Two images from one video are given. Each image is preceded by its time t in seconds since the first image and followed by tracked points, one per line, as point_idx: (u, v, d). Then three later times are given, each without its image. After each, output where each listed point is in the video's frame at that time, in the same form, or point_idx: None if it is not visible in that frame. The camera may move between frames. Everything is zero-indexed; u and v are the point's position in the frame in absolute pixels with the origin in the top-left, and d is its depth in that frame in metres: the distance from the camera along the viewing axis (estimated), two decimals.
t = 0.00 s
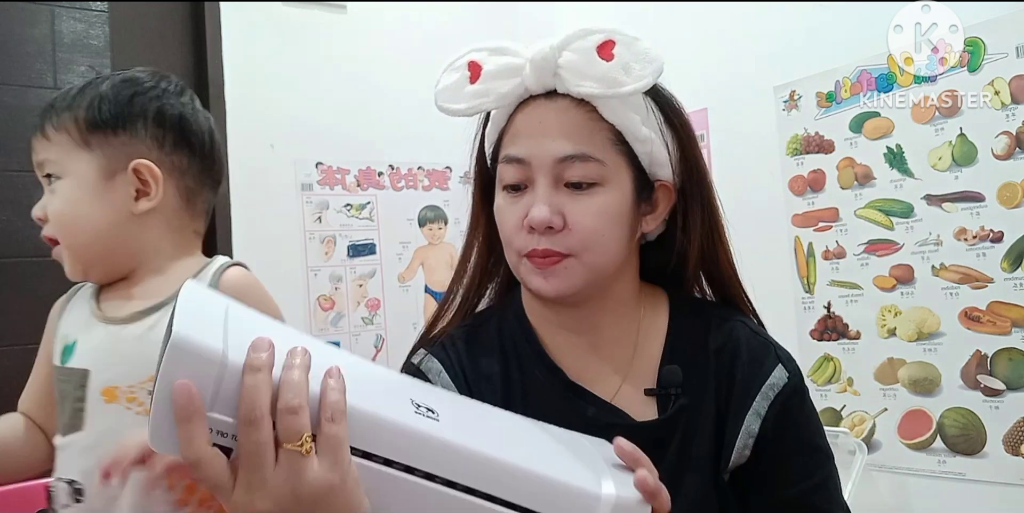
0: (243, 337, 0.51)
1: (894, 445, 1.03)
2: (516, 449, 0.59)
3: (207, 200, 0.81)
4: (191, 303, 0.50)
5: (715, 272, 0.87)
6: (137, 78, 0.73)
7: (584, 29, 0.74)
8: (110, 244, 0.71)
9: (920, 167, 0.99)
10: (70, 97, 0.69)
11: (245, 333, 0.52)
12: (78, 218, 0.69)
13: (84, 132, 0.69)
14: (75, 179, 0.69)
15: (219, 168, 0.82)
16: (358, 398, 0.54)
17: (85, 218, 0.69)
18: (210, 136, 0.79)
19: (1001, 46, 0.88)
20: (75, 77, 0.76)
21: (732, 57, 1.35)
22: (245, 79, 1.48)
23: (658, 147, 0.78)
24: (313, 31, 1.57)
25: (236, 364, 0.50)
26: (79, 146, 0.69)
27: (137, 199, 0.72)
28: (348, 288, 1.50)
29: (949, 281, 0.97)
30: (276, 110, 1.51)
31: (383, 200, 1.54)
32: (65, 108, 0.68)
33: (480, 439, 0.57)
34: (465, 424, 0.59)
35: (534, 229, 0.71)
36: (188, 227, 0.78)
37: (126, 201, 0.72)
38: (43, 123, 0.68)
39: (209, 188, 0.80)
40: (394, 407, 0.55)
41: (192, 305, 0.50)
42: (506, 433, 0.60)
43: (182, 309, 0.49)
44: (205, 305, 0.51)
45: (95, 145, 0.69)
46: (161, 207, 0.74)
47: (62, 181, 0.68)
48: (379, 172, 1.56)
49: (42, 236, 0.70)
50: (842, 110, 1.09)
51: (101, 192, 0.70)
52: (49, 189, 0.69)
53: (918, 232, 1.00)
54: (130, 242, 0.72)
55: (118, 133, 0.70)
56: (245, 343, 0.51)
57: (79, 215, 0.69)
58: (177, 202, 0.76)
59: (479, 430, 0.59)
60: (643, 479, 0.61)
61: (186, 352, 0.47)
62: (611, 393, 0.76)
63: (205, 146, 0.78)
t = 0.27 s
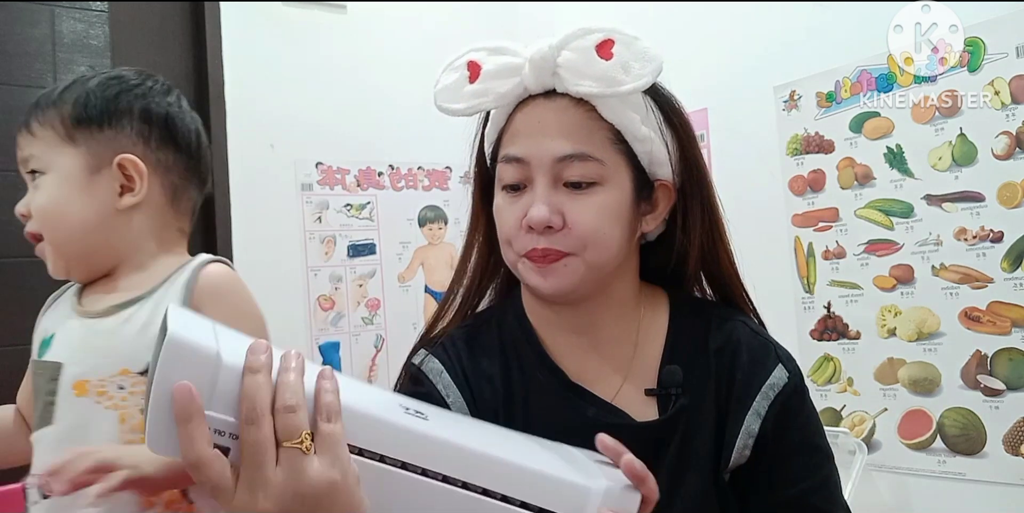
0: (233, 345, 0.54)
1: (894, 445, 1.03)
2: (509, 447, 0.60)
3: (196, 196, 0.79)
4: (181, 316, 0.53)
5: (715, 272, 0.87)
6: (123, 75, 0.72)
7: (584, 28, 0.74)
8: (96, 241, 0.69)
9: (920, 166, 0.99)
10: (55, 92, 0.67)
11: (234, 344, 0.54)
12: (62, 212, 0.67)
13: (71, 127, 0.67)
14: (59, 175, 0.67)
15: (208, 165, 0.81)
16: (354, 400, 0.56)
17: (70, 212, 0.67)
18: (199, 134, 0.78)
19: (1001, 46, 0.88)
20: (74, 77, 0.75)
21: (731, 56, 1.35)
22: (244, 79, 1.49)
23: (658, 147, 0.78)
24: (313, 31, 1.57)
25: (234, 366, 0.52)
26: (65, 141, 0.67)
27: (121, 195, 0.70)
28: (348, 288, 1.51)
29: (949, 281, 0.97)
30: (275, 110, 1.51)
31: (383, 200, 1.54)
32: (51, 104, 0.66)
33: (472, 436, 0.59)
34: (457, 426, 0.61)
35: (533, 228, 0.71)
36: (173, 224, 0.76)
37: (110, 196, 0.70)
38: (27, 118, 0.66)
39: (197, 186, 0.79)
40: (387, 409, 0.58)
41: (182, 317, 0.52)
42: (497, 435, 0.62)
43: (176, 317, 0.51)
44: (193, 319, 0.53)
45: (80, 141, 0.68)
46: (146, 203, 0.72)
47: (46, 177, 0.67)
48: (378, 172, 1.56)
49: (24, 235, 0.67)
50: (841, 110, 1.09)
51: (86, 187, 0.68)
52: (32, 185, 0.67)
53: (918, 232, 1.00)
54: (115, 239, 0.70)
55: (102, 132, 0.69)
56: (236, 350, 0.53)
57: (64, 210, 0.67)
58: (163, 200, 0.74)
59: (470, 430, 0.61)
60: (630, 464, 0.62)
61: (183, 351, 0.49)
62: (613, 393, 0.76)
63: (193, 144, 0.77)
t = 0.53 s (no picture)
0: (220, 350, 0.55)
1: (894, 445, 1.03)
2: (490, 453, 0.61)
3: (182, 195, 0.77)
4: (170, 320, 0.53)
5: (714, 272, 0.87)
6: (96, 72, 0.70)
7: (584, 27, 0.74)
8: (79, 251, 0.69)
9: (920, 166, 0.99)
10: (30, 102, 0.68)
11: (221, 348, 0.55)
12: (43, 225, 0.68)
13: (45, 138, 0.68)
14: (37, 188, 0.68)
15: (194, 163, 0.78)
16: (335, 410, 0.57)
17: (48, 225, 0.68)
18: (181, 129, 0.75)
19: (1001, 46, 0.88)
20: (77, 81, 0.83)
21: (731, 56, 1.35)
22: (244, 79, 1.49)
23: (658, 149, 0.78)
24: (313, 31, 1.57)
25: (218, 375, 0.52)
26: (41, 153, 0.68)
27: (104, 204, 0.69)
28: (348, 288, 1.50)
29: (949, 281, 0.97)
30: (276, 110, 1.51)
31: (383, 200, 1.54)
32: (24, 114, 0.68)
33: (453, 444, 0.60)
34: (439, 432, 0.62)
35: (531, 229, 0.72)
36: (157, 225, 0.74)
37: (92, 206, 0.69)
38: (6, 130, 0.68)
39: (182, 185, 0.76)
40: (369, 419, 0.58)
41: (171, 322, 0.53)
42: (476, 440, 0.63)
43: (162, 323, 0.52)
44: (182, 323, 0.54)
45: (56, 151, 0.68)
46: (130, 211, 0.71)
47: (26, 189, 0.68)
48: (378, 172, 1.56)
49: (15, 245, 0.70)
50: (841, 110, 1.09)
51: (65, 198, 0.68)
52: (15, 197, 0.69)
53: (918, 232, 1.00)
54: (98, 249, 0.70)
55: (78, 139, 0.68)
56: (222, 355, 0.54)
57: (42, 223, 0.67)
58: (145, 202, 0.72)
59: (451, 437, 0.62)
60: (616, 476, 0.63)
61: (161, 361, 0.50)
62: (610, 392, 0.76)
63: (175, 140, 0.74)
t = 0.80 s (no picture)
0: (237, 333, 0.49)
1: (894, 445, 1.03)
2: (514, 467, 0.55)
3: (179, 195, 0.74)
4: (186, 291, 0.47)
5: (715, 274, 0.86)
6: (88, 73, 0.69)
7: (588, 28, 0.74)
8: (69, 255, 0.66)
9: (920, 166, 0.99)
10: (21, 104, 0.66)
11: (236, 328, 0.49)
12: (36, 228, 0.65)
13: (37, 141, 0.65)
14: (30, 191, 0.65)
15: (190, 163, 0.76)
16: (347, 413, 0.50)
17: (41, 228, 0.65)
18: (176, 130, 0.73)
19: (1001, 46, 0.88)
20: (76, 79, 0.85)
21: (731, 56, 1.35)
22: (244, 79, 1.49)
23: (660, 148, 0.78)
24: (313, 31, 1.57)
25: (189, 374, 0.46)
26: (33, 155, 0.65)
27: (97, 207, 0.66)
28: (348, 288, 1.50)
29: (949, 281, 0.97)
30: (277, 110, 1.51)
31: (383, 200, 1.54)
32: (15, 117, 0.65)
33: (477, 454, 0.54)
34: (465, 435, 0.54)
35: (540, 228, 0.71)
36: (151, 227, 0.71)
37: (85, 209, 0.66)
38: None
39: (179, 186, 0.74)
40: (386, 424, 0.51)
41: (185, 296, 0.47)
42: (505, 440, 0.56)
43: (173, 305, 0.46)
44: (200, 289, 0.48)
45: (47, 154, 0.65)
46: (124, 213, 0.68)
47: (18, 193, 0.66)
48: (378, 172, 1.56)
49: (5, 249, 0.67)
50: (841, 110, 1.09)
51: (56, 202, 0.65)
52: (8, 201, 0.66)
53: (918, 232, 1.00)
54: (89, 252, 0.67)
55: (71, 141, 0.66)
56: (236, 342, 0.48)
57: (35, 226, 0.65)
58: (140, 204, 0.69)
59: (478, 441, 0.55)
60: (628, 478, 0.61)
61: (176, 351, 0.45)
62: (608, 392, 0.76)
63: (171, 141, 0.72)
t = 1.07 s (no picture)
0: (227, 266, 0.49)
1: (894, 445, 1.04)
2: (498, 446, 0.52)
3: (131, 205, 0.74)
4: (187, 214, 0.48)
5: (709, 277, 0.86)
6: (45, 82, 0.69)
7: (612, 29, 0.75)
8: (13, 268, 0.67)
9: (920, 166, 0.99)
10: None
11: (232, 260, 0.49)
12: None
13: None
14: None
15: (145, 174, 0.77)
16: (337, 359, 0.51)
17: None
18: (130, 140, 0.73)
19: (1001, 46, 0.88)
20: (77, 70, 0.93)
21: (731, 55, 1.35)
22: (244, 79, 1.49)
23: (672, 149, 0.79)
24: (313, 30, 1.57)
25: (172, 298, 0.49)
26: None
27: (42, 220, 0.67)
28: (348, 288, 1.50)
29: (949, 281, 0.97)
30: (277, 109, 1.52)
31: (383, 200, 1.52)
32: None
33: (450, 423, 0.52)
34: (444, 406, 0.52)
35: (569, 222, 0.70)
36: (98, 241, 0.71)
37: (31, 222, 0.67)
38: None
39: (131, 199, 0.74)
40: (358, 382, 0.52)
41: (183, 223, 0.48)
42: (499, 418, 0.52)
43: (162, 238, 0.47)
44: (203, 214, 0.48)
45: None
46: (70, 226, 0.68)
47: None
48: (378, 172, 1.54)
49: None
50: (841, 110, 1.09)
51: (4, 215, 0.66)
52: None
53: (918, 232, 1.00)
54: (32, 267, 0.67)
55: (19, 153, 0.67)
56: (228, 275, 0.49)
57: None
58: (86, 216, 0.69)
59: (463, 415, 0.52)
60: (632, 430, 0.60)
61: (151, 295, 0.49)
62: (609, 389, 0.77)
63: (125, 152, 0.72)
